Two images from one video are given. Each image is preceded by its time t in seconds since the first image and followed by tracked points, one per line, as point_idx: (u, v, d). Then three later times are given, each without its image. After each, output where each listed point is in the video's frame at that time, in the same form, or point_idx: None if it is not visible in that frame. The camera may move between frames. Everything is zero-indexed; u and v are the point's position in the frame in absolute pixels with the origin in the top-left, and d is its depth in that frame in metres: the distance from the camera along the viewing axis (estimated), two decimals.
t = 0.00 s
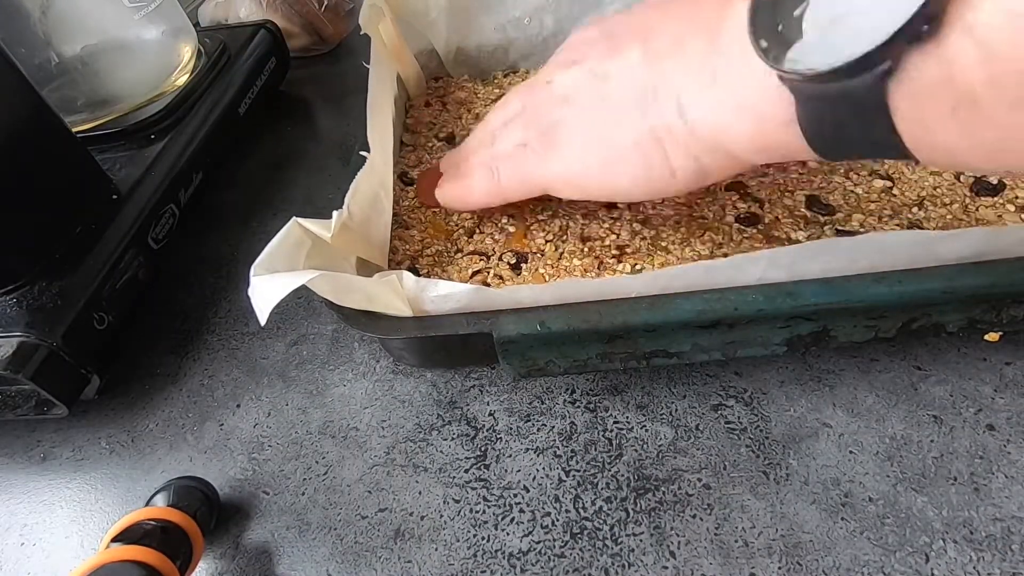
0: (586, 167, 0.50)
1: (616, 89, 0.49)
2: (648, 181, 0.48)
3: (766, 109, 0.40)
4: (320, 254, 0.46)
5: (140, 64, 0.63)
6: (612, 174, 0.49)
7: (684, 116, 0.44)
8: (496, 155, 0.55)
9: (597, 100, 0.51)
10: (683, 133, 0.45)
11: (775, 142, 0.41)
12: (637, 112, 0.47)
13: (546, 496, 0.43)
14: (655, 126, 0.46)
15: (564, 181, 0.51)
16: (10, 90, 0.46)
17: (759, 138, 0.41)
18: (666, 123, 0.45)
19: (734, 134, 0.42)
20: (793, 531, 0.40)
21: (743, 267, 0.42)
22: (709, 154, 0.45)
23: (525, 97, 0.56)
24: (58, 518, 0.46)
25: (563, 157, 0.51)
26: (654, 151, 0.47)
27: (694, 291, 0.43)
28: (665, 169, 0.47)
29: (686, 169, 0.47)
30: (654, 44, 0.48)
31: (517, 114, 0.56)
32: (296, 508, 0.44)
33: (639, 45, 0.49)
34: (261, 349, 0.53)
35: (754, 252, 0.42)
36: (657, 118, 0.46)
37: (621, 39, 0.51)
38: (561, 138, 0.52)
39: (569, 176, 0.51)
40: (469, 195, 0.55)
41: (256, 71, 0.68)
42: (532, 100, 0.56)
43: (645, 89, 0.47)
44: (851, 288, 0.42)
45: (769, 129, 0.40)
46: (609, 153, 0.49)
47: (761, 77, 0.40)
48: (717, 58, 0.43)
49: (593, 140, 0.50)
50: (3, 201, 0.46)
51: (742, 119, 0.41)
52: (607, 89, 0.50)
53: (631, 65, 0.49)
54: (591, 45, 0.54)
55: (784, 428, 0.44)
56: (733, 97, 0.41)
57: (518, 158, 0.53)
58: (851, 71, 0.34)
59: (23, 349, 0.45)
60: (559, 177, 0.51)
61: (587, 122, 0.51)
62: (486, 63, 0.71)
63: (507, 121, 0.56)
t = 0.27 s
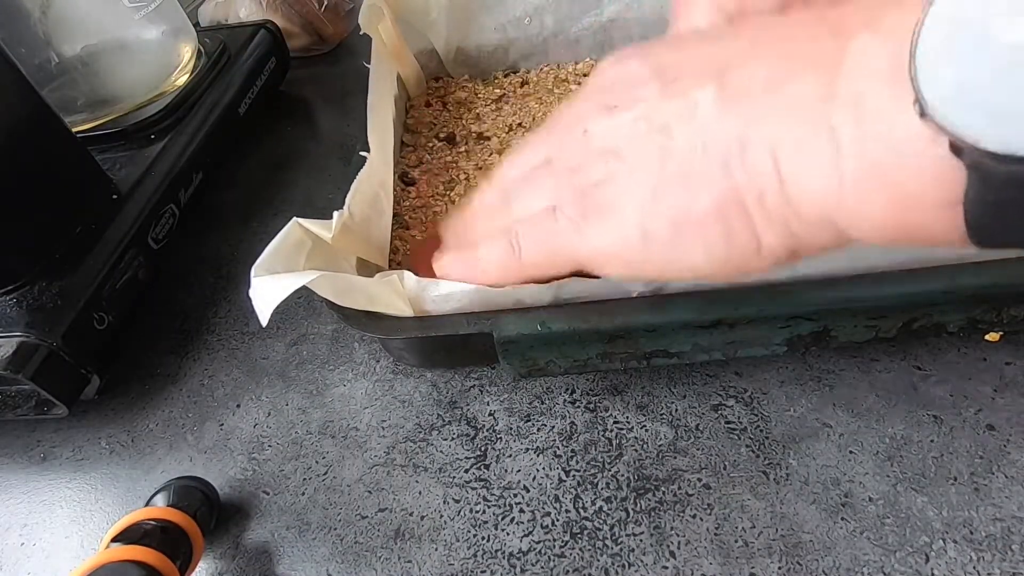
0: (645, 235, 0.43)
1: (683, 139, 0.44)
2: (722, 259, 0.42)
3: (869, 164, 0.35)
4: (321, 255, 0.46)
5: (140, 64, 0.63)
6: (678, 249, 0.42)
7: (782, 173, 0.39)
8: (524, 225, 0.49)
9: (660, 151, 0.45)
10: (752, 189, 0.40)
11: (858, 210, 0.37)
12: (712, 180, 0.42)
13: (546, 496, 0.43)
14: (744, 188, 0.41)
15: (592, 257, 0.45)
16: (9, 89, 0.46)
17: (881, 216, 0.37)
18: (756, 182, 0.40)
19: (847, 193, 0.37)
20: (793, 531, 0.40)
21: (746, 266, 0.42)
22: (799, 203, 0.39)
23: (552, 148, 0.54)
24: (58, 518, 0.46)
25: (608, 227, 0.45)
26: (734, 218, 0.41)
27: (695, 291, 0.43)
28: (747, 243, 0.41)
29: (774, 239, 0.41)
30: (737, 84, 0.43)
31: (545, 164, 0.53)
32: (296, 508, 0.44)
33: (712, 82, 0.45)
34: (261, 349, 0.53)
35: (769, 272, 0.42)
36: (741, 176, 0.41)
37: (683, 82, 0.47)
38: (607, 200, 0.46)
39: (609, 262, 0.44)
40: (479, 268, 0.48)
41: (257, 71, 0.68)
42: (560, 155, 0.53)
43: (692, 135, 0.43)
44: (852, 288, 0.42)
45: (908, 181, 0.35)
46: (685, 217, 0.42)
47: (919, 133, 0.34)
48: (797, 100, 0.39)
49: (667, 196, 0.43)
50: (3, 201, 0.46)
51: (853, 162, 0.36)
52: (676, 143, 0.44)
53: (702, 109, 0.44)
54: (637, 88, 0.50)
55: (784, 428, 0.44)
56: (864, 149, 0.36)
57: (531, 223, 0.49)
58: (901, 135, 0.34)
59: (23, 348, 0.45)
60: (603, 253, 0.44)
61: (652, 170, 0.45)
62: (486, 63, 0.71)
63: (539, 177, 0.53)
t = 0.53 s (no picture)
0: (664, 219, 0.39)
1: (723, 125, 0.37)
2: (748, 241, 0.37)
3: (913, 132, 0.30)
4: (320, 255, 0.46)
5: (140, 64, 0.63)
6: (700, 235, 0.38)
7: (803, 148, 0.34)
8: (538, 213, 0.46)
9: (678, 136, 0.39)
10: (776, 173, 0.35)
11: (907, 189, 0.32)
12: (725, 152, 0.36)
13: (546, 496, 0.43)
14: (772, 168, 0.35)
15: (614, 244, 0.42)
16: (10, 90, 0.46)
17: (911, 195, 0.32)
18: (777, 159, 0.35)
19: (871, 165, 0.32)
20: (794, 531, 0.40)
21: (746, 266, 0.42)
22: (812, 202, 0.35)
23: (573, 136, 0.47)
24: (58, 518, 0.46)
25: (628, 214, 0.41)
26: (756, 206, 0.36)
27: (696, 291, 0.43)
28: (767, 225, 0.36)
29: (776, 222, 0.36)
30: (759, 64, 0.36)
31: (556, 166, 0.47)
32: (296, 508, 0.44)
33: (732, 63, 0.38)
34: (261, 349, 0.53)
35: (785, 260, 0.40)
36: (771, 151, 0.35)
37: (706, 65, 0.40)
38: (626, 186, 0.41)
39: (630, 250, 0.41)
40: (498, 261, 0.46)
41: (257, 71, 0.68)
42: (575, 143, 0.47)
43: (717, 115, 0.37)
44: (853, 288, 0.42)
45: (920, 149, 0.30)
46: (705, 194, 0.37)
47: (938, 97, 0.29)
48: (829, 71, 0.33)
49: (688, 183, 0.38)
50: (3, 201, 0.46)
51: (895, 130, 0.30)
52: (695, 124, 0.38)
53: (723, 97, 0.37)
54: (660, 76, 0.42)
55: (784, 428, 0.44)
56: (893, 116, 0.31)
57: (547, 213, 0.45)
58: (926, 111, 0.29)
59: (23, 349, 0.45)
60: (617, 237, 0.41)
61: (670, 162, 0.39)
62: (486, 62, 0.71)
63: (549, 174, 0.47)
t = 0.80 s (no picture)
0: (665, 257, 0.38)
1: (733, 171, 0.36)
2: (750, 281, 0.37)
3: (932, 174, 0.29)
4: (315, 256, 0.46)
5: (140, 64, 0.63)
6: (704, 274, 0.38)
7: (810, 187, 0.33)
8: (540, 243, 0.43)
9: (679, 172, 0.38)
10: (779, 210, 0.35)
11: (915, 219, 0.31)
12: (727, 188, 0.36)
13: (546, 496, 0.43)
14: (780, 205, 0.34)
15: (611, 278, 0.40)
16: (10, 90, 0.46)
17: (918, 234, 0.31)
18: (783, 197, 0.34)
19: (882, 205, 0.31)
20: (793, 531, 0.40)
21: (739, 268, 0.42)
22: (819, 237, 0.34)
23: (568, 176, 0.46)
24: (58, 518, 0.46)
25: (628, 248, 0.39)
26: (762, 245, 0.36)
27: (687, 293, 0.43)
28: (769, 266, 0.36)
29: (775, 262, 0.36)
30: (764, 100, 0.35)
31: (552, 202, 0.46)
32: (296, 508, 0.44)
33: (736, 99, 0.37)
34: (261, 349, 0.53)
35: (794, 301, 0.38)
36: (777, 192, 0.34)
37: (703, 102, 0.39)
38: (623, 220, 0.40)
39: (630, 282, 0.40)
40: (483, 288, 0.43)
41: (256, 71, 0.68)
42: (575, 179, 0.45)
43: (725, 155, 0.36)
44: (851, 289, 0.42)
45: (932, 193, 0.29)
46: (708, 231, 0.37)
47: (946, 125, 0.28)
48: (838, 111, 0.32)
49: (696, 220, 0.37)
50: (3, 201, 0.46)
51: (909, 172, 0.30)
52: (696, 159, 0.38)
53: (726, 131, 0.36)
54: (662, 110, 0.41)
55: (784, 428, 0.44)
56: (904, 159, 0.29)
57: (543, 242, 0.43)
58: (940, 150, 0.28)
59: (23, 348, 0.45)
60: (619, 274, 0.40)
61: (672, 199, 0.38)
62: (485, 63, 0.71)
63: (545, 211, 0.46)
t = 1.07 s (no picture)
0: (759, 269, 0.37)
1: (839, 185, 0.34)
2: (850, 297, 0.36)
3: None
4: (328, 262, 0.46)
5: (140, 64, 0.63)
6: (800, 286, 0.36)
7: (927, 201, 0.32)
8: (614, 245, 0.41)
9: (778, 176, 0.36)
10: (894, 227, 0.33)
11: None
12: (836, 199, 0.34)
13: (546, 496, 0.43)
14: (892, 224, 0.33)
15: (696, 287, 0.39)
16: (9, 90, 0.46)
17: None
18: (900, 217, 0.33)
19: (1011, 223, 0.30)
20: (793, 531, 0.40)
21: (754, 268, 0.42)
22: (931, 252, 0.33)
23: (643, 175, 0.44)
24: (58, 518, 0.46)
25: (715, 256, 0.38)
26: (865, 260, 0.34)
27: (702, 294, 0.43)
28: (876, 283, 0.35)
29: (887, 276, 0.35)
30: (878, 107, 0.33)
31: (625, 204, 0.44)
32: (296, 508, 0.44)
33: (845, 104, 0.35)
34: (261, 349, 0.53)
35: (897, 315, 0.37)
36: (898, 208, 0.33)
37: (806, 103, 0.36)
38: (712, 227, 0.38)
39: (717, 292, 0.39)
40: (552, 290, 0.42)
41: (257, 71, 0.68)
42: (654, 180, 0.43)
43: (833, 163, 0.34)
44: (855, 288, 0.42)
45: None
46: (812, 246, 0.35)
47: None
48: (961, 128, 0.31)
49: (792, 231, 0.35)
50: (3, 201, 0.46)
51: None
52: (798, 164, 0.35)
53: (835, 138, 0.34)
54: (752, 114, 0.38)
55: (784, 427, 0.44)
56: None
57: (619, 245, 0.42)
58: None
59: (23, 348, 0.45)
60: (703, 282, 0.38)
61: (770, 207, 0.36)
62: (486, 63, 0.71)
63: (619, 212, 0.44)
